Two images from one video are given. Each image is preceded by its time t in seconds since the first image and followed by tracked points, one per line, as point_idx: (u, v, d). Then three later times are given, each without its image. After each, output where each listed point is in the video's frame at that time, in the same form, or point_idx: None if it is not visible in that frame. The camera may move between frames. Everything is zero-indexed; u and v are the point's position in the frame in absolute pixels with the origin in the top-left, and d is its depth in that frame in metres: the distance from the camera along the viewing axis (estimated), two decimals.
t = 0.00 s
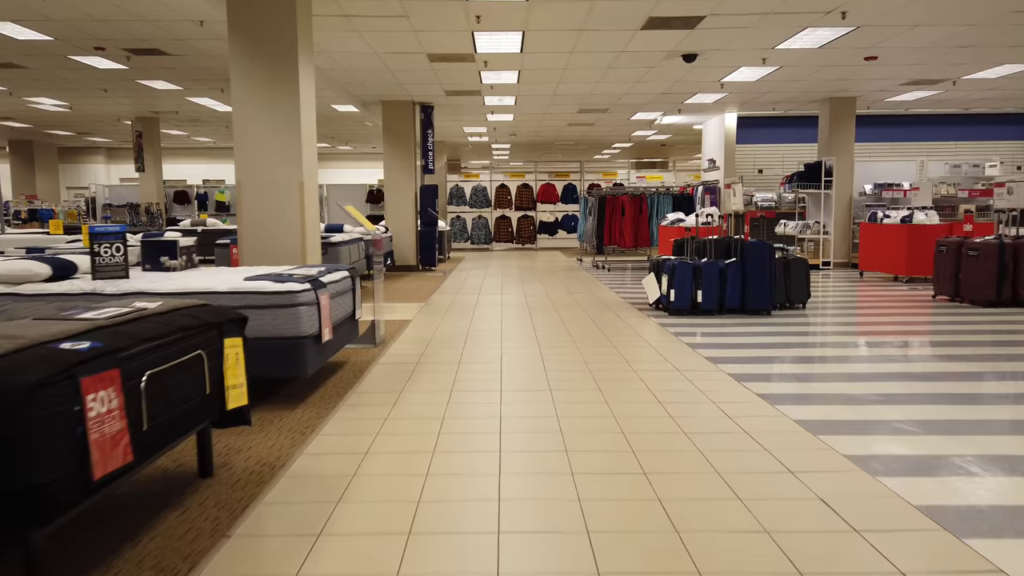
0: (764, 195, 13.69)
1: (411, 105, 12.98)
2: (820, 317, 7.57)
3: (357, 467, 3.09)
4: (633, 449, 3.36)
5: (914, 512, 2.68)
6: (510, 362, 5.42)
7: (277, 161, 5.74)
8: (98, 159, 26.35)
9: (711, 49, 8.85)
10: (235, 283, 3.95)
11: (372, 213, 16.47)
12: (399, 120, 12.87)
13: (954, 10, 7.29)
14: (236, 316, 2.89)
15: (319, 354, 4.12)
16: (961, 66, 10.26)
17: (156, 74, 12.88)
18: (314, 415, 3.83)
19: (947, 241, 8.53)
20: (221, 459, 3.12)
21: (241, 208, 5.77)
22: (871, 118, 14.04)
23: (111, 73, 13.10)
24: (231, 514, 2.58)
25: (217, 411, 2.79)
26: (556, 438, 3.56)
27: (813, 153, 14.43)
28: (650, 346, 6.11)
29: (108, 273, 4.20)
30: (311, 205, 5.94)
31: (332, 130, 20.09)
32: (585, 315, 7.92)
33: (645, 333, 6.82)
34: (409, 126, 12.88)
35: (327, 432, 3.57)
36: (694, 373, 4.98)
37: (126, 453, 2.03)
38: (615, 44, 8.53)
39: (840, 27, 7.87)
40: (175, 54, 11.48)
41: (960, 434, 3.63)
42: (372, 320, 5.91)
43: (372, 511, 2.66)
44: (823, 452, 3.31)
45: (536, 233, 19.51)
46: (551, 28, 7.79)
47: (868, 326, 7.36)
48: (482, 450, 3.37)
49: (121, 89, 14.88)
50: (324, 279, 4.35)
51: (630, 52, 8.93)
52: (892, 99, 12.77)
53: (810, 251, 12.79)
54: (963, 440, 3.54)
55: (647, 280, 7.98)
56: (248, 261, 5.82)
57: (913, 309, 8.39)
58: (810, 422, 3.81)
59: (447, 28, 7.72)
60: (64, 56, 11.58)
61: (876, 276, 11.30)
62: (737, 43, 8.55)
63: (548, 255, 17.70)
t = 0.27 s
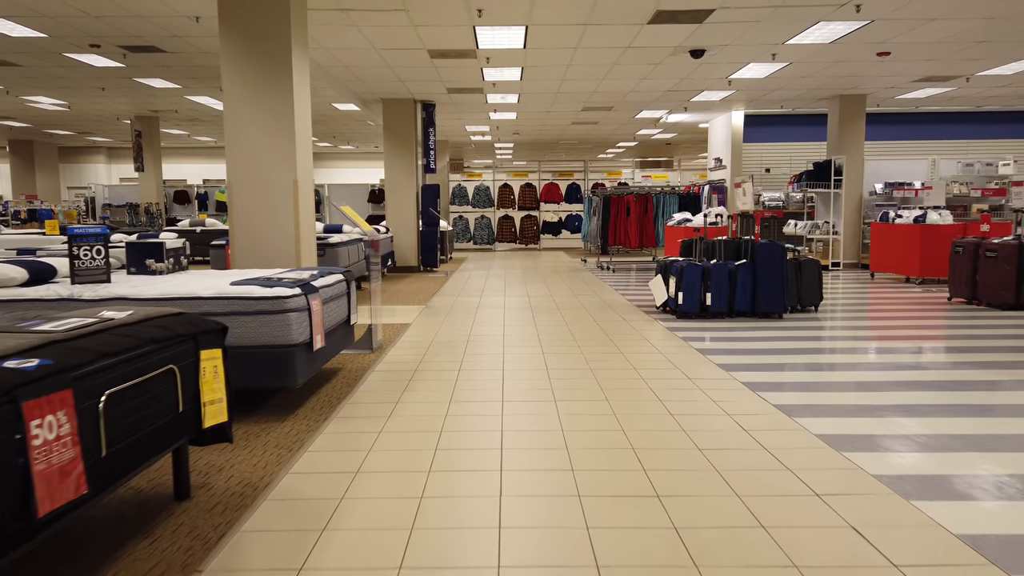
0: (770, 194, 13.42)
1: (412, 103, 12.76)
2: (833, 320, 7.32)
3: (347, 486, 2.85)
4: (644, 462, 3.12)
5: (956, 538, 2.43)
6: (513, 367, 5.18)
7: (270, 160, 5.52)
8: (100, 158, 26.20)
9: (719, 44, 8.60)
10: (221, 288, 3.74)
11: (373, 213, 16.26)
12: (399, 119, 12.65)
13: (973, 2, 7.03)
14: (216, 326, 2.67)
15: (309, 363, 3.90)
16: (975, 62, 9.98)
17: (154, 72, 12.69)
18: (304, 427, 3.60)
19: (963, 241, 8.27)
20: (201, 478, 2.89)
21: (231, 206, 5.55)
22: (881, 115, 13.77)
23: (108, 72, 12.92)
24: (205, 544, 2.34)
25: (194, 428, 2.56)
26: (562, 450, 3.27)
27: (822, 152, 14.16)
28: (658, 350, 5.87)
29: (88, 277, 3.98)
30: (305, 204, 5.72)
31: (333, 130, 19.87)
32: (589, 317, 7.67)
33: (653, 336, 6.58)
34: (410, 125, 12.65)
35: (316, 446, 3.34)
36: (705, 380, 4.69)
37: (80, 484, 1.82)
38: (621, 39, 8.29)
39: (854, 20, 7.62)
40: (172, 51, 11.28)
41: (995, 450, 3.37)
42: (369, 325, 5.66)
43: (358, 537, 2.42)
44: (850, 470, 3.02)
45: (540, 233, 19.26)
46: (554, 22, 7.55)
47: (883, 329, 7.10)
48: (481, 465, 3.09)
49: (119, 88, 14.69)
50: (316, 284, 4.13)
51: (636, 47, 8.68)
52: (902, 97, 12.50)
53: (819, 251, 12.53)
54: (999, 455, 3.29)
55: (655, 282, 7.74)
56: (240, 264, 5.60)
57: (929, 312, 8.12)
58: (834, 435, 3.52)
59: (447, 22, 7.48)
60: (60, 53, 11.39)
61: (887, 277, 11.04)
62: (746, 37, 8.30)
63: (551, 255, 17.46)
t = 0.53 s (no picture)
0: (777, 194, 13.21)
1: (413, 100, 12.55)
2: (846, 322, 7.11)
3: (339, 504, 2.64)
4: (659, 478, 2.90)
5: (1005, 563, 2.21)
6: (516, 371, 4.96)
7: (264, 157, 5.32)
8: (99, 157, 26.00)
9: (727, 39, 8.38)
10: (208, 289, 3.53)
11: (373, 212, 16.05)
12: (400, 116, 12.45)
13: None
14: (196, 331, 2.47)
15: (302, 369, 3.69)
16: (988, 58, 9.76)
17: (151, 69, 12.50)
18: (296, 438, 3.39)
19: (978, 241, 8.05)
20: (182, 495, 2.69)
21: (224, 204, 5.34)
22: (889, 114, 13.55)
23: (104, 69, 12.73)
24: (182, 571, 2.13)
25: (172, 443, 2.35)
26: (570, 464, 3.04)
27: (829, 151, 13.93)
28: (667, 353, 5.65)
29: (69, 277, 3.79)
30: (301, 202, 5.51)
31: (333, 128, 19.67)
32: (594, 318, 7.45)
33: (660, 338, 6.37)
34: (410, 123, 12.45)
35: (308, 458, 3.13)
36: (717, 386, 4.44)
37: (34, 512, 1.63)
38: (626, 34, 8.08)
39: (866, 14, 7.39)
40: (168, 47, 11.09)
41: None
42: (367, 327, 5.48)
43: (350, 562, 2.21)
44: (880, 486, 2.78)
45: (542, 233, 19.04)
46: (558, 15, 7.33)
47: (897, 332, 6.89)
48: (485, 482, 2.86)
49: (116, 85, 14.51)
50: (309, 285, 3.93)
51: (642, 42, 8.47)
52: (912, 94, 12.28)
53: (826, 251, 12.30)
54: None
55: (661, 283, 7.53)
56: (233, 264, 5.40)
57: (943, 313, 7.90)
58: (860, 448, 3.29)
59: (448, 15, 7.28)
60: (55, 49, 11.20)
61: (897, 278, 10.82)
62: (755, 32, 8.08)
63: (553, 255, 17.25)
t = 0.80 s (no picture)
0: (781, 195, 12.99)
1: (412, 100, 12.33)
2: (857, 329, 6.87)
3: (326, 540, 2.40)
4: (672, 507, 2.67)
5: None
6: (517, 383, 4.72)
7: (254, 157, 5.10)
8: (96, 157, 25.77)
9: (735, 36, 8.15)
10: (188, 299, 3.30)
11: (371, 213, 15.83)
12: (398, 116, 12.23)
13: None
14: (167, 351, 2.25)
15: (290, 384, 3.46)
16: (1001, 57, 9.53)
17: (144, 67, 12.26)
18: (284, 460, 3.16)
19: (992, 245, 7.82)
20: (154, 529, 2.46)
21: (213, 206, 5.11)
22: (896, 114, 13.33)
23: (97, 67, 12.50)
24: None
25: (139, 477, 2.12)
26: (578, 493, 2.80)
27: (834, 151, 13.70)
28: (675, 361, 5.41)
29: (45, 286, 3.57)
30: (293, 204, 5.28)
31: (331, 128, 19.42)
32: (597, 324, 7.20)
33: (666, 345, 6.13)
34: (409, 123, 12.22)
35: (294, 484, 2.90)
36: (729, 400, 4.19)
37: None
38: (631, 31, 7.84)
39: (879, 10, 7.17)
40: (161, 45, 10.85)
41: None
42: (361, 335, 5.26)
43: None
44: (913, 519, 2.55)
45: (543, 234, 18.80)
46: (561, 11, 7.10)
47: (911, 339, 6.65)
48: (485, 515, 2.62)
49: (110, 84, 14.28)
50: (299, 294, 3.69)
51: (647, 40, 8.24)
52: (920, 94, 12.06)
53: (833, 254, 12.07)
54: None
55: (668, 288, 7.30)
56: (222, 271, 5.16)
57: (956, 319, 7.67)
58: (889, 472, 3.05)
59: (447, 11, 7.05)
60: (46, 47, 10.97)
61: (906, 281, 10.58)
62: (763, 29, 7.85)
63: (554, 257, 17.02)
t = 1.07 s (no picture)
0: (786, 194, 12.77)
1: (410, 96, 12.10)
2: (868, 331, 6.66)
3: (303, 568, 2.16)
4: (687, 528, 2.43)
5: None
6: (516, 388, 4.49)
7: (241, 151, 4.86)
8: (92, 156, 25.52)
9: (741, 30, 7.93)
10: (162, 301, 3.06)
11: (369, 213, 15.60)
12: (395, 113, 12.01)
13: None
14: (126, 359, 2.00)
15: (273, 392, 3.23)
16: (1012, 51, 9.31)
17: (137, 63, 12.03)
18: (264, 475, 2.93)
19: (1006, 244, 7.60)
20: (114, 555, 2.22)
21: (197, 203, 4.89)
22: (901, 111, 13.11)
23: (89, 63, 12.27)
24: None
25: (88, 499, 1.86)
26: (581, 512, 2.56)
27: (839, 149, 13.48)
28: (681, 364, 5.18)
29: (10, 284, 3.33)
30: (282, 201, 5.06)
31: (329, 126, 19.18)
32: (599, 325, 6.97)
33: (671, 347, 5.90)
34: (406, 120, 11.99)
35: (273, 502, 2.67)
36: (740, 407, 3.94)
37: None
38: (634, 23, 7.62)
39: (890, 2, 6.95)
40: (153, 40, 10.62)
41: None
42: (353, 338, 5.03)
43: None
44: (948, 544, 2.32)
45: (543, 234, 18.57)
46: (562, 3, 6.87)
47: (925, 341, 6.43)
48: (481, 538, 2.38)
49: (103, 81, 14.04)
50: (282, 295, 3.46)
51: (650, 33, 8.01)
52: (926, 91, 11.84)
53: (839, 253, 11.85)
54: None
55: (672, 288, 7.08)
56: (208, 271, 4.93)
57: (969, 321, 7.45)
58: (920, 488, 2.81)
59: (444, 3, 6.81)
60: (35, 42, 10.73)
61: (914, 282, 10.37)
62: (770, 22, 7.63)
63: (555, 257, 16.76)
